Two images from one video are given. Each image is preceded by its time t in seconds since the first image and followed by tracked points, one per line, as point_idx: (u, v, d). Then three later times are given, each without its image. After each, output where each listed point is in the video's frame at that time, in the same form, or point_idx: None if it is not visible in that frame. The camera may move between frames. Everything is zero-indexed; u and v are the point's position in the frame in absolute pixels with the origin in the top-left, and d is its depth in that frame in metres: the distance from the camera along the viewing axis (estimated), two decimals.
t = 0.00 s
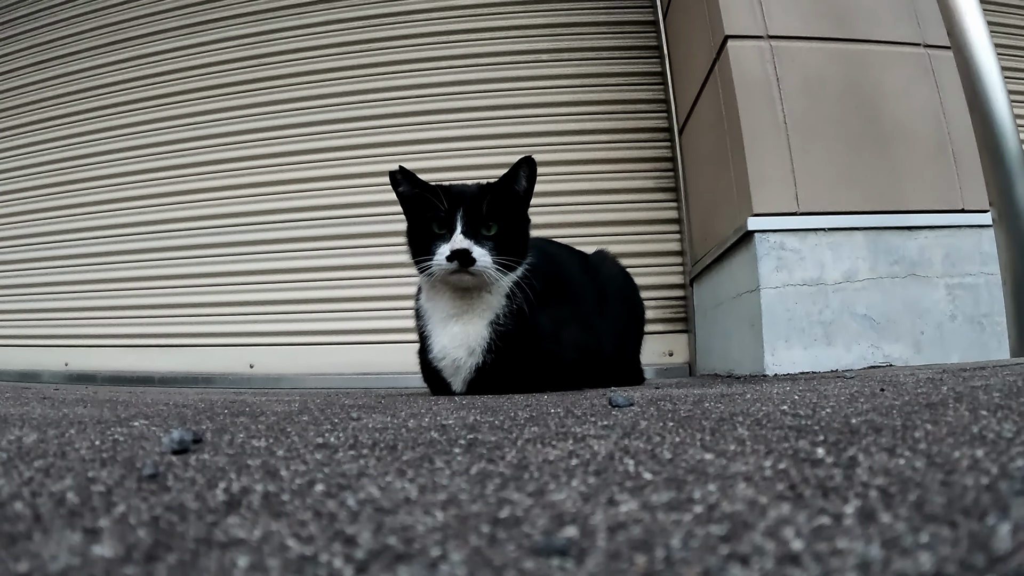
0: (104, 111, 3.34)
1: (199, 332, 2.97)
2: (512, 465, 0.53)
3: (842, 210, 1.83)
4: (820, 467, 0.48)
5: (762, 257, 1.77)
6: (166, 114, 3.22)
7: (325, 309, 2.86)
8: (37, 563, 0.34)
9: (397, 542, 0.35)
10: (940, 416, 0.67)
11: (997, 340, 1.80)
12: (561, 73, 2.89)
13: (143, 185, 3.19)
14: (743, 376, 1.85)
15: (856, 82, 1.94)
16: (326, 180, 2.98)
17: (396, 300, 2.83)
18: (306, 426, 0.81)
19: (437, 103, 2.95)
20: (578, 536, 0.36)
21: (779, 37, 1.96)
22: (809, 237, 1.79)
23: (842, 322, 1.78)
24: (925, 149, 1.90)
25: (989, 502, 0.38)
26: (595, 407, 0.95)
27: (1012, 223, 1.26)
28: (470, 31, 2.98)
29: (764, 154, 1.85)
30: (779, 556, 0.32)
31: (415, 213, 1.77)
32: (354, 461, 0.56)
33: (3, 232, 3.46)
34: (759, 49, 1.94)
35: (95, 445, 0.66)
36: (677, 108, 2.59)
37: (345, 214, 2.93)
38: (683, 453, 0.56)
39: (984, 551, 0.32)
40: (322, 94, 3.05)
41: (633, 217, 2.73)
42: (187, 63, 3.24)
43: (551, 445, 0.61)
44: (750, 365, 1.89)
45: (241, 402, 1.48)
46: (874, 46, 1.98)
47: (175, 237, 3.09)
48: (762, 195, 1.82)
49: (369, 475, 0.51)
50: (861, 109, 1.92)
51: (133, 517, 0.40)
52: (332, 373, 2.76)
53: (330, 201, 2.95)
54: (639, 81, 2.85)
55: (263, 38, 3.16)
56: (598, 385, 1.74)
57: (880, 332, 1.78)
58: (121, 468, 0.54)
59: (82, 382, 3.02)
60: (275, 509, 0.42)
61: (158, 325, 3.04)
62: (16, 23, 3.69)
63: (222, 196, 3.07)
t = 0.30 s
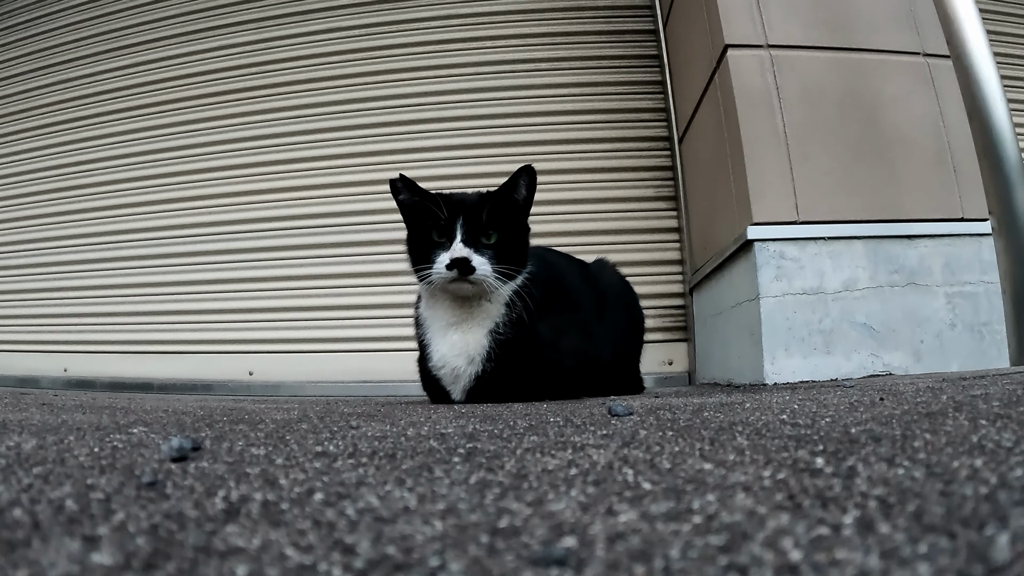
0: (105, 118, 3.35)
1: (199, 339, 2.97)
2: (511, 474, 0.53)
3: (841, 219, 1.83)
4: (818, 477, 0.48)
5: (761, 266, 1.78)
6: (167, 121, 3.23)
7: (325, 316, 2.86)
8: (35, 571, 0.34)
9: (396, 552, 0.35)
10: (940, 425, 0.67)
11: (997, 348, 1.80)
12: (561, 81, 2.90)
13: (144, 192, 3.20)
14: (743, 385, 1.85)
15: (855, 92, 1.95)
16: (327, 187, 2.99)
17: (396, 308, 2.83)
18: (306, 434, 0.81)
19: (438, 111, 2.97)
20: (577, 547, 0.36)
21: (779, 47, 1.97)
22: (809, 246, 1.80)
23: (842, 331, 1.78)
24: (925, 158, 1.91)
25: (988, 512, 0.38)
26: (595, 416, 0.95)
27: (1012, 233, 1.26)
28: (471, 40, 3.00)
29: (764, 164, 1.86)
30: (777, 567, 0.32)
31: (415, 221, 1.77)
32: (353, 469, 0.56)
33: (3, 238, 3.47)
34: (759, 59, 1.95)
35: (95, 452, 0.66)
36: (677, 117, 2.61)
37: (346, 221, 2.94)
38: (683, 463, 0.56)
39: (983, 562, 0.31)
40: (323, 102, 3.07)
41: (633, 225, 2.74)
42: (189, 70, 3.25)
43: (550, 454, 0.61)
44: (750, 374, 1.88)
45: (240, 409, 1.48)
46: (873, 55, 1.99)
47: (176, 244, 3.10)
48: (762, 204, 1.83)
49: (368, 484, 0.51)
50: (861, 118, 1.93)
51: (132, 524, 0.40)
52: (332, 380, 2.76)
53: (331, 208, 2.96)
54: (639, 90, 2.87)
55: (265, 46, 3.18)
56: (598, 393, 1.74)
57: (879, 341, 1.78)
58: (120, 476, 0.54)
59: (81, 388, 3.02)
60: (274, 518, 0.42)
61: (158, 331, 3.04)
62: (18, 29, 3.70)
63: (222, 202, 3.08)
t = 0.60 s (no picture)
0: (106, 121, 3.36)
1: (198, 343, 2.97)
2: (510, 479, 0.53)
3: (841, 225, 1.83)
4: (818, 483, 0.48)
5: (761, 272, 1.78)
6: (167, 125, 3.24)
7: (324, 321, 2.86)
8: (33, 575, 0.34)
9: (395, 557, 0.35)
10: (939, 431, 0.67)
11: (997, 354, 1.80)
12: (561, 87, 2.91)
13: (145, 195, 3.20)
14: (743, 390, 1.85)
15: (854, 98, 1.96)
16: (327, 192, 2.99)
17: (396, 312, 2.83)
18: (305, 439, 0.81)
19: (438, 116, 2.98)
20: (576, 552, 0.36)
21: (778, 52, 1.98)
22: (809, 251, 1.80)
23: (841, 337, 1.78)
24: (924, 164, 1.91)
25: (988, 518, 0.38)
26: (594, 422, 0.95)
27: (1012, 239, 1.26)
28: (471, 45, 3.01)
29: (764, 169, 1.86)
30: (777, 572, 0.32)
31: (415, 226, 1.77)
32: (352, 474, 0.56)
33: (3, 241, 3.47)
34: (758, 65, 1.96)
35: (93, 456, 0.66)
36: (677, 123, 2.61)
37: (346, 225, 2.94)
38: (682, 468, 0.56)
39: (983, 568, 0.31)
40: (324, 106, 3.08)
41: (633, 231, 2.75)
42: (190, 75, 3.26)
43: (549, 460, 0.61)
44: (749, 379, 1.88)
45: (239, 414, 1.48)
46: (873, 61, 2.00)
47: (175, 248, 3.10)
48: (761, 209, 1.83)
49: (367, 489, 0.51)
50: (860, 124, 1.93)
51: (131, 529, 0.40)
52: (331, 385, 2.76)
53: (331, 213, 2.96)
54: (639, 96, 2.88)
55: (266, 50, 3.20)
56: (597, 399, 1.74)
57: (879, 346, 1.78)
58: (118, 480, 0.54)
59: (80, 392, 3.02)
60: (273, 522, 0.42)
61: (157, 335, 3.04)
62: (20, 33, 3.72)
63: (223, 207, 3.09)
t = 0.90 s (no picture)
0: (106, 124, 3.37)
1: (197, 347, 2.97)
2: (509, 484, 0.53)
3: (841, 230, 1.84)
4: (817, 488, 0.48)
5: (760, 277, 1.78)
6: (168, 128, 3.25)
7: (324, 325, 2.86)
8: None
9: (393, 562, 0.35)
10: (939, 436, 0.67)
11: (997, 359, 1.79)
12: (561, 92, 2.92)
13: (145, 199, 3.21)
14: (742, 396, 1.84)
15: (854, 104, 1.96)
16: (327, 196, 3.00)
17: (395, 317, 2.83)
18: (303, 443, 0.81)
19: (438, 121, 2.98)
20: (575, 557, 0.36)
21: (778, 58, 1.99)
22: (808, 257, 1.80)
23: (841, 342, 1.78)
24: (923, 170, 1.91)
25: (988, 523, 0.38)
26: (594, 427, 0.94)
27: (1012, 246, 1.26)
28: (471, 51, 3.02)
29: (763, 175, 1.87)
30: None
31: (415, 231, 1.78)
32: (351, 478, 0.56)
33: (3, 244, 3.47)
34: (758, 70, 1.97)
35: (92, 459, 0.66)
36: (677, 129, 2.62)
37: (345, 230, 2.95)
38: (681, 474, 0.56)
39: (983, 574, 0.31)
40: (324, 111, 3.09)
41: (632, 236, 2.75)
42: (190, 78, 3.28)
43: (548, 465, 0.61)
44: (749, 384, 1.88)
45: (238, 418, 1.48)
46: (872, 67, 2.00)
47: (175, 251, 3.10)
48: (761, 215, 1.84)
49: (366, 494, 0.51)
50: (860, 130, 1.94)
51: (129, 532, 0.40)
52: (330, 390, 2.75)
53: (331, 217, 2.96)
54: (639, 101, 2.89)
55: (267, 55, 3.21)
56: (597, 404, 1.73)
57: (878, 352, 1.78)
58: (117, 483, 0.53)
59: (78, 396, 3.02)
60: (271, 527, 0.42)
61: (156, 339, 3.03)
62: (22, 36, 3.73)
63: (223, 210, 3.09)
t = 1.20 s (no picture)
0: (106, 127, 3.37)
1: (196, 350, 2.97)
2: (508, 488, 0.53)
3: (840, 234, 1.84)
4: (816, 492, 0.48)
5: (760, 281, 1.78)
6: (168, 131, 3.25)
7: (323, 329, 2.86)
8: None
9: (391, 565, 0.35)
10: (938, 440, 0.67)
11: (995, 363, 1.80)
12: (561, 96, 2.93)
13: (144, 201, 3.21)
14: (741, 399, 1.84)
15: (853, 108, 1.97)
16: (327, 199, 3.00)
17: (394, 320, 2.83)
18: (302, 446, 0.81)
19: (438, 125, 2.99)
20: (573, 560, 0.35)
21: (777, 62, 1.99)
22: (808, 261, 1.80)
23: (840, 346, 1.78)
24: (922, 174, 1.92)
25: (986, 527, 0.38)
26: (593, 431, 0.94)
27: (1011, 251, 1.27)
28: (471, 54, 3.03)
29: (762, 179, 1.87)
30: None
31: (414, 234, 1.78)
32: (350, 482, 0.56)
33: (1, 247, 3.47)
34: (758, 74, 1.97)
35: (90, 461, 0.66)
36: (676, 133, 2.63)
37: (345, 233, 2.95)
38: (680, 477, 0.56)
39: None
40: (324, 114, 3.09)
41: (631, 240, 2.75)
42: (190, 81, 3.28)
43: (547, 468, 0.61)
44: (748, 388, 1.88)
45: (236, 421, 1.47)
46: (871, 71, 2.01)
47: (174, 254, 3.10)
48: (760, 219, 1.84)
49: (364, 497, 0.50)
50: (859, 134, 1.94)
51: (127, 534, 0.40)
52: (329, 393, 2.75)
53: (330, 220, 2.96)
54: (638, 105, 2.90)
55: (266, 58, 3.21)
56: (595, 409, 1.73)
57: (877, 356, 1.78)
58: (115, 485, 0.53)
59: (77, 398, 3.01)
60: (269, 530, 0.42)
61: (155, 342, 3.03)
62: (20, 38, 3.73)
63: (222, 213, 3.09)
